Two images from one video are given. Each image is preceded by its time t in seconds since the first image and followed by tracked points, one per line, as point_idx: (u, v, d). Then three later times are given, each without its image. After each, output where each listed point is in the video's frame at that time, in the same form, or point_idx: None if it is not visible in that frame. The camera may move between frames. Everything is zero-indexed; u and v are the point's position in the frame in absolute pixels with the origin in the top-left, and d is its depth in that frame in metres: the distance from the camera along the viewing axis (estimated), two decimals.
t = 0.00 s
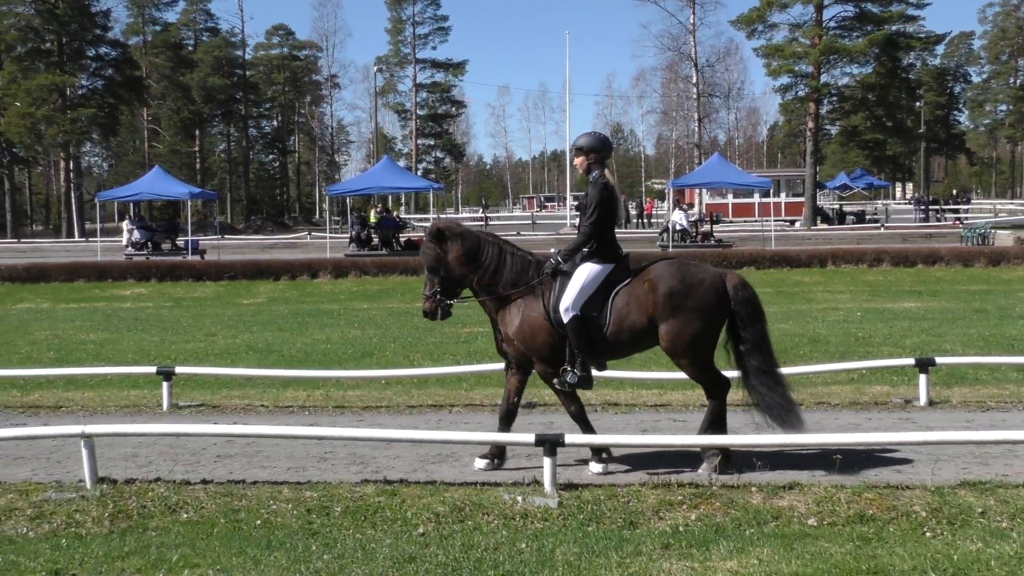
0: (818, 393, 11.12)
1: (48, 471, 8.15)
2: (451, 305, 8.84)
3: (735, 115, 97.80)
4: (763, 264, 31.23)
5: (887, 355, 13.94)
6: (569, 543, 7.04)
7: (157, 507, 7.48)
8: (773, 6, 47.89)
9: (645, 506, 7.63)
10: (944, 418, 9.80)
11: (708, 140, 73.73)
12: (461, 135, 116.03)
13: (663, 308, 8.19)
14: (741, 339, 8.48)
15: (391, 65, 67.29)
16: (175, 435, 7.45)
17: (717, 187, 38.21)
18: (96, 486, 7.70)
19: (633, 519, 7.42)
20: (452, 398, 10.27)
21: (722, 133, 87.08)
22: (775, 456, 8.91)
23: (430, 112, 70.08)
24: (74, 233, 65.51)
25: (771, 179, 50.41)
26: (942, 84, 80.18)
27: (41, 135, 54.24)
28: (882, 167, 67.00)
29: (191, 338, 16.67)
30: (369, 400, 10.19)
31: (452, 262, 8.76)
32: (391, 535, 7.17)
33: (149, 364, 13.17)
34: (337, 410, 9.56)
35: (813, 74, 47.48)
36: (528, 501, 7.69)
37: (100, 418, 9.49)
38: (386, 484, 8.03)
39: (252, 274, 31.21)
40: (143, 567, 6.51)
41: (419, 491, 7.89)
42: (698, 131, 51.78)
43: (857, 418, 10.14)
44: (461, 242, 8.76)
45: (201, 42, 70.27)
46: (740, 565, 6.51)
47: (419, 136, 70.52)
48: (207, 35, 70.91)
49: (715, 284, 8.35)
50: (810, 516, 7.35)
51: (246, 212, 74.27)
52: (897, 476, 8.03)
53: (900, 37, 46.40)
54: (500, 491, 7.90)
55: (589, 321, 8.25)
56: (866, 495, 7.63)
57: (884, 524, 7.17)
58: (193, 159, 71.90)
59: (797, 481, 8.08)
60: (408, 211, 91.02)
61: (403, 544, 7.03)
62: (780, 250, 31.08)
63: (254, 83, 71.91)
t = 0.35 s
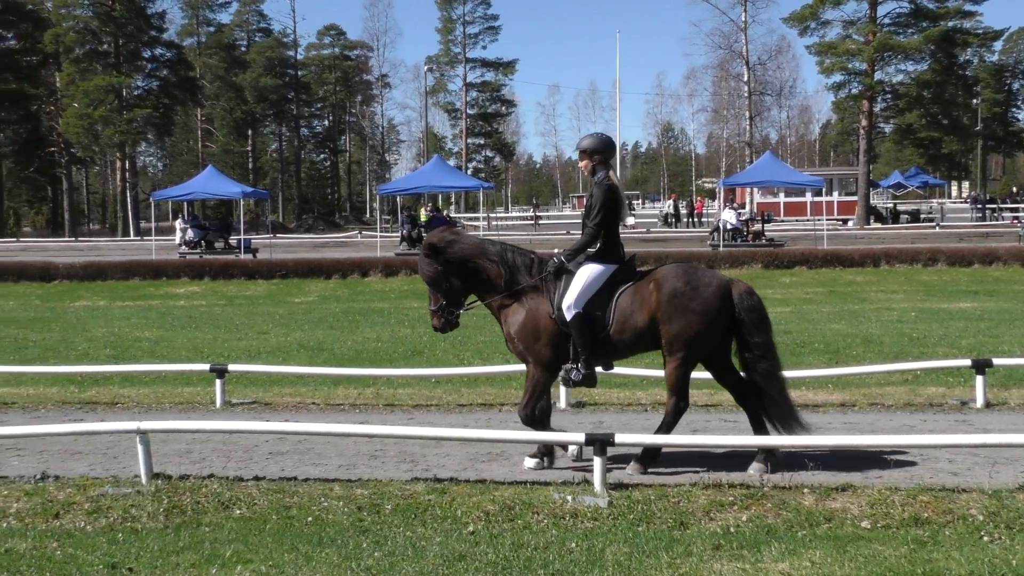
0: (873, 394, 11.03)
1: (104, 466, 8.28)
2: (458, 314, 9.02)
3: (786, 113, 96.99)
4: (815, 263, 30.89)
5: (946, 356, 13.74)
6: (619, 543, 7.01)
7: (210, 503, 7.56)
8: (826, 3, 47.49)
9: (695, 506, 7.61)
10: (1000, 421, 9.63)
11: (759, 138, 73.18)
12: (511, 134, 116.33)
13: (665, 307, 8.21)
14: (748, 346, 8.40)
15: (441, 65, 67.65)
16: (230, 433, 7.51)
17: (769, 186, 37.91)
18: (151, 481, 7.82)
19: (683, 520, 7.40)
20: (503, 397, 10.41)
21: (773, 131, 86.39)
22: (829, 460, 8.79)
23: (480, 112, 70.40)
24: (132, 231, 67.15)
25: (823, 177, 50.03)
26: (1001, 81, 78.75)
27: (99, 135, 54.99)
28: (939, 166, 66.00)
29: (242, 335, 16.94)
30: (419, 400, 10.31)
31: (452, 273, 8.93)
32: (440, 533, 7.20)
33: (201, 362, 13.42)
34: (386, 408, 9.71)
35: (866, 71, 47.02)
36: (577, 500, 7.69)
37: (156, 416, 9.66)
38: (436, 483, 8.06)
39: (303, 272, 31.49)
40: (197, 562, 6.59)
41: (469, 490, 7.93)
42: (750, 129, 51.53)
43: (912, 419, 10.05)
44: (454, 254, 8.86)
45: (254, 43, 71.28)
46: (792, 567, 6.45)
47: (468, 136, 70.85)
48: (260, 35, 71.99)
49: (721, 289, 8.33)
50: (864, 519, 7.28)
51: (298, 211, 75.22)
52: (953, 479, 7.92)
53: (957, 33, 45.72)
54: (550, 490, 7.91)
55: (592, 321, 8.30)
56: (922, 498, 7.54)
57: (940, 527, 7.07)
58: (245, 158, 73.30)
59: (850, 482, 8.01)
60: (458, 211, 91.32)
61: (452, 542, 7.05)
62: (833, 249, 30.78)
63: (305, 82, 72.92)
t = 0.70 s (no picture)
0: (923, 396, 10.89)
1: (155, 463, 8.38)
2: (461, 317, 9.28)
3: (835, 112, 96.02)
4: (863, 263, 30.57)
5: (1001, 358, 13.52)
6: (664, 543, 6.98)
7: (257, 500, 7.62)
8: None
9: (742, 508, 7.57)
10: None
11: (807, 137, 72.56)
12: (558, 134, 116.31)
13: (667, 306, 8.19)
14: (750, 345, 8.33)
15: (487, 64, 67.84)
16: (278, 431, 7.56)
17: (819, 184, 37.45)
18: (200, 478, 7.90)
19: (730, 521, 7.36)
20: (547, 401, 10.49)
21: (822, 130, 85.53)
22: (878, 461, 8.70)
23: (525, 111, 70.70)
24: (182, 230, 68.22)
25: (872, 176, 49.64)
26: None
27: (149, 135, 55.62)
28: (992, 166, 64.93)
29: (289, 334, 17.13)
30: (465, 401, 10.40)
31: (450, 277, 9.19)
32: (485, 531, 7.22)
33: (249, 359, 13.61)
34: (431, 407, 9.83)
35: (917, 69, 46.53)
36: (623, 500, 7.68)
37: (203, 414, 9.79)
38: (481, 482, 8.09)
39: (349, 271, 31.53)
40: (245, 558, 6.65)
41: (514, 489, 7.95)
42: (798, 128, 51.19)
43: (964, 421, 9.91)
44: (452, 259, 9.18)
45: (301, 43, 71.95)
46: (841, 570, 6.38)
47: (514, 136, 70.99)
48: (307, 35, 72.76)
49: (724, 288, 8.25)
50: (913, 522, 7.20)
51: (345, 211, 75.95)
52: (1007, 484, 7.80)
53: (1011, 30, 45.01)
54: (595, 490, 7.91)
55: (598, 319, 8.35)
56: (974, 502, 7.45)
57: (993, 531, 6.97)
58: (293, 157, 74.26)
59: (900, 485, 7.92)
60: (503, 211, 91.46)
61: (498, 540, 7.06)
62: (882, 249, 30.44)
63: (352, 83, 73.49)
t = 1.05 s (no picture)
0: (976, 399, 10.75)
1: (203, 460, 8.47)
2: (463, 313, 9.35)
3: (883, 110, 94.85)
4: (913, 263, 30.21)
5: None
6: (711, 545, 6.94)
7: (304, 498, 7.67)
8: None
9: (790, 510, 7.51)
10: None
11: (855, 136, 71.74)
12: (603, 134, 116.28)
13: (665, 304, 8.12)
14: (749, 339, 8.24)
15: (533, 64, 67.92)
16: (327, 430, 7.59)
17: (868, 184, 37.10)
18: (247, 476, 7.96)
19: (777, 523, 7.30)
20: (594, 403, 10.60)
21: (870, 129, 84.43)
22: (929, 465, 8.56)
23: (571, 111, 70.67)
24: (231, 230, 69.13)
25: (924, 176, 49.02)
26: None
27: (199, 135, 56.54)
28: None
29: (335, 333, 17.27)
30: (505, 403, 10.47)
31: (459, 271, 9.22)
32: (532, 531, 7.22)
33: (296, 358, 13.77)
34: (477, 407, 10.00)
35: (969, 67, 45.89)
36: (669, 501, 7.67)
37: (251, 414, 9.90)
38: (526, 481, 8.11)
39: (395, 271, 31.55)
40: (292, 556, 6.69)
41: (559, 489, 7.96)
42: (847, 127, 50.67)
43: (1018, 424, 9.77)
44: (460, 254, 9.24)
45: (348, 44, 72.58)
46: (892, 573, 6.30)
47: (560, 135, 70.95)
48: (354, 36, 73.32)
49: (722, 283, 8.16)
50: (965, 526, 7.09)
51: (391, 211, 76.57)
52: None
53: None
54: (641, 491, 7.90)
55: (591, 319, 8.43)
56: None
57: None
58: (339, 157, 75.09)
59: (951, 489, 7.82)
60: (548, 211, 91.36)
61: (544, 540, 7.06)
62: (933, 249, 30.05)
63: (399, 83, 73.75)
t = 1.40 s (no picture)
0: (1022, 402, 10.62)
1: (244, 458, 8.53)
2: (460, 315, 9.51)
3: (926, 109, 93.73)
4: (956, 264, 29.80)
5: None
6: (750, 546, 6.90)
7: (343, 496, 7.71)
8: None
9: (830, 512, 7.45)
10: None
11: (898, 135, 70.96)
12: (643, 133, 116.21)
13: (667, 317, 8.15)
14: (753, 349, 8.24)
15: (572, 64, 67.93)
16: (368, 430, 7.63)
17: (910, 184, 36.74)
18: (287, 475, 8.01)
19: (817, 526, 7.24)
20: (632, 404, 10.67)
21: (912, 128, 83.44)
22: (970, 468, 8.48)
23: (610, 111, 70.57)
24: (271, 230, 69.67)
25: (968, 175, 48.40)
26: None
27: (240, 137, 57.02)
28: None
29: (376, 332, 17.40)
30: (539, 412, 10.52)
31: (455, 274, 9.42)
32: (570, 532, 7.21)
33: (337, 357, 13.89)
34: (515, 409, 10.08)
35: (1014, 64, 45.27)
36: (708, 502, 7.63)
37: (292, 413, 10.01)
38: (564, 482, 8.12)
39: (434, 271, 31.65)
40: (332, 554, 6.72)
41: (598, 490, 7.96)
42: (888, 126, 50.20)
43: None
44: (454, 256, 9.38)
45: (388, 44, 73.08)
46: None
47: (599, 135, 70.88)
48: (395, 37, 73.90)
49: (722, 295, 8.15)
50: (1010, 530, 6.98)
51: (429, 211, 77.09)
52: None
53: None
54: (680, 492, 7.87)
55: (587, 321, 8.46)
56: None
57: None
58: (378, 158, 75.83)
59: (996, 493, 7.72)
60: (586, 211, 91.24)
61: (582, 541, 7.05)
62: (976, 250, 29.68)
63: (438, 84, 73.95)
